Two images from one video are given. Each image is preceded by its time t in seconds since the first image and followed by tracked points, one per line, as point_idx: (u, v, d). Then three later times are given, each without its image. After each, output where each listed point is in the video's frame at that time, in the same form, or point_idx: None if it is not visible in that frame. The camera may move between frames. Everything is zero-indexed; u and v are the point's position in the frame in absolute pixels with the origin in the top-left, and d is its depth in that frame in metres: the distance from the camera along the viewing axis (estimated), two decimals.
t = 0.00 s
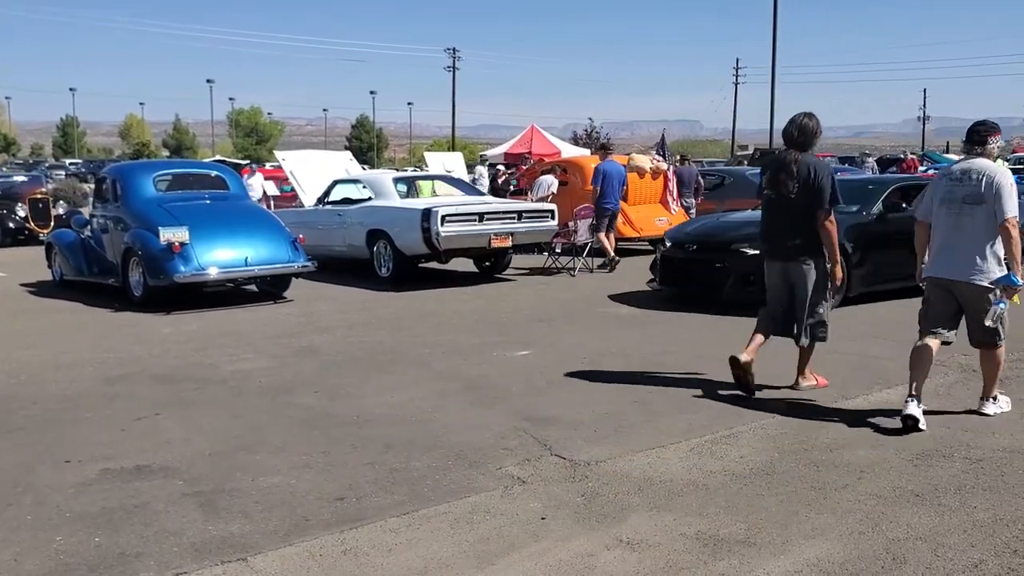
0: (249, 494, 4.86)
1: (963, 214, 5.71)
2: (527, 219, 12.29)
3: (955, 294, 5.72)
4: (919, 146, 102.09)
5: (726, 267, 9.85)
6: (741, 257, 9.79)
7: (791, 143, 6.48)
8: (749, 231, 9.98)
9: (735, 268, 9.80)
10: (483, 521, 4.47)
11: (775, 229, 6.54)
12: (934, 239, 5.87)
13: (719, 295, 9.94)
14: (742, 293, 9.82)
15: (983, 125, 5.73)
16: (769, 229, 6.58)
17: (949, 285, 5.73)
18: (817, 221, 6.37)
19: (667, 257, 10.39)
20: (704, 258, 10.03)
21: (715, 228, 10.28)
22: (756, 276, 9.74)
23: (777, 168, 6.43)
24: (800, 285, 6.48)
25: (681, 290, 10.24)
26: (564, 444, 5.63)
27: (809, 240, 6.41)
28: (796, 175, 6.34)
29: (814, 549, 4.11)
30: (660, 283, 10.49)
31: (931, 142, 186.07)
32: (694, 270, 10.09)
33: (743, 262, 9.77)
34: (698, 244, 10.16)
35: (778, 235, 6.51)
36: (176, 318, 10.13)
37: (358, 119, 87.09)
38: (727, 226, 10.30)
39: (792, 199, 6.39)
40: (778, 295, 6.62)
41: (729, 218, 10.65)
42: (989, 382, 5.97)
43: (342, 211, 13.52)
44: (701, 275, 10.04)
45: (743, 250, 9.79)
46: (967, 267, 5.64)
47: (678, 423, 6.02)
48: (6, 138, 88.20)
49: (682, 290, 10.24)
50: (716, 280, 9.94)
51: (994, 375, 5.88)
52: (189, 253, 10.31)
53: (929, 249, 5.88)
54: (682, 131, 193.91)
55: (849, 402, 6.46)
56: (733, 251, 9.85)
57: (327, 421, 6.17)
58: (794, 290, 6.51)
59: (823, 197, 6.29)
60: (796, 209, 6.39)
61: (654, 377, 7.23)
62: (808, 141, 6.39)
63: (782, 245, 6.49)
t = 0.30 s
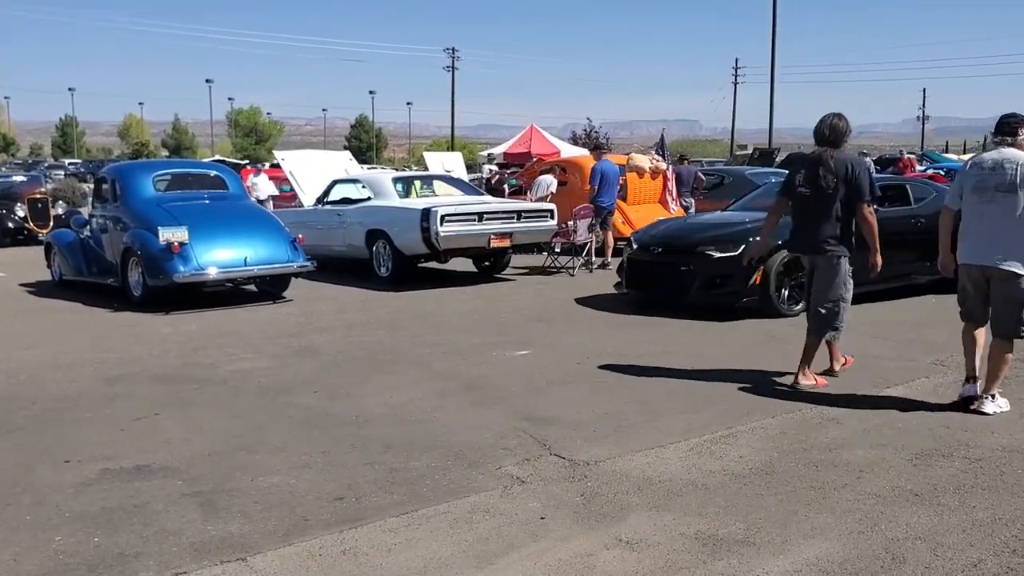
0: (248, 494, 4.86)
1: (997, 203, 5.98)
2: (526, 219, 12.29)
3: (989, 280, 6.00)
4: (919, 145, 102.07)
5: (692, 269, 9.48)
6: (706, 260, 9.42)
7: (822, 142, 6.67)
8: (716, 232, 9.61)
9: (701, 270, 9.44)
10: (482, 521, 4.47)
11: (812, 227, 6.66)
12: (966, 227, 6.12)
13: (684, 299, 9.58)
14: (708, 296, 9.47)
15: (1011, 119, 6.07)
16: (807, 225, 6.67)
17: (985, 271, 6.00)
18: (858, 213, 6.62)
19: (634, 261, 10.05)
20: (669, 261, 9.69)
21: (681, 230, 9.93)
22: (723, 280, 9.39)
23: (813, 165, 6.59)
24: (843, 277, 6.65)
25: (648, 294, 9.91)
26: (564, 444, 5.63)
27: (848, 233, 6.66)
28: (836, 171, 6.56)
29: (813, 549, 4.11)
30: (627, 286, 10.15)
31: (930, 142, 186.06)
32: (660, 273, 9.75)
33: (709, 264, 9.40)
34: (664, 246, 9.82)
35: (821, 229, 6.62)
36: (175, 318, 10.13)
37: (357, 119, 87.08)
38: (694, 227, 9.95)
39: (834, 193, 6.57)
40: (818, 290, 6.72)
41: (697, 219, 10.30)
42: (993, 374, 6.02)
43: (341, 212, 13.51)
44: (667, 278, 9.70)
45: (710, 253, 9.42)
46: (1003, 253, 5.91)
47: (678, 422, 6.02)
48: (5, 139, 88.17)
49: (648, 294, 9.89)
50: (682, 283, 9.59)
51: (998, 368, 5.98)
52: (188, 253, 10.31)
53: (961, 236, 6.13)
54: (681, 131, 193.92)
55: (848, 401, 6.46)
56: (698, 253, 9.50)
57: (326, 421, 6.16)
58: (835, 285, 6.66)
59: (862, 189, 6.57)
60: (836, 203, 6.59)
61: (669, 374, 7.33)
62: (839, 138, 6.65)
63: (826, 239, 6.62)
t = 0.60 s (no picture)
0: (248, 494, 4.86)
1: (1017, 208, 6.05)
2: (525, 219, 12.28)
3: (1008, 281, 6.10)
4: (917, 146, 102.02)
5: (657, 272, 9.23)
6: (671, 263, 9.15)
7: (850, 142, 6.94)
8: (682, 235, 9.35)
9: (665, 274, 9.19)
10: (482, 521, 4.47)
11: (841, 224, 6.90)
12: (988, 230, 6.21)
13: (648, 302, 9.34)
14: (672, 300, 9.22)
15: None
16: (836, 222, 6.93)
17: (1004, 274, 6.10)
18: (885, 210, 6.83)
19: (600, 264, 9.83)
20: (633, 264, 9.44)
21: (647, 233, 9.67)
22: (687, 283, 9.13)
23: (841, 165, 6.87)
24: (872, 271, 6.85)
25: (613, 298, 9.69)
26: (563, 444, 5.63)
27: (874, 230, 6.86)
28: (861, 169, 6.81)
29: (812, 549, 4.11)
30: (594, 289, 9.93)
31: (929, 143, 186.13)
32: (624, 276, 9.52)
33: (673, 268, 9.14)
34: (629, 249, 9.57)
35: (850, 226, 6.84)
36: (174, 318, 10.12)
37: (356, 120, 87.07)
38: (660, 230, 9.68)
39: (862, 190, 6.83)
40: (848, 284, 6.94)
41: (667, 221, 10.03)
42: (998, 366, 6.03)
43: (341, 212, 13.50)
44: (632, 282, 9.46)
45: (674, 256, 9.15)
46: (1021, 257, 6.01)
47: (678, 422, 6.02)
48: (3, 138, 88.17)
49: (614, 297, 9.67)
50: (647, 286, 9.34)
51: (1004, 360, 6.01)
52: (188, 254, 10.31)
53: (983, 238, 6.24)
54: (680, 131, 193.97)
55: (848, 402, 6.45)
56: (662, 256, 9.24)
57: (327, 421, 6.16)
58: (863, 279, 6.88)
59: (887, 187, 6.79)
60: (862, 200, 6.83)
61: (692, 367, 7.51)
62: (867, 139, 6.88)
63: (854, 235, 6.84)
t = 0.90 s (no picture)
0: (247, 493, 4.85)
1: None
2: (525, 219, 12.28)
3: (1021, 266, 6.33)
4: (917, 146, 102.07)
5: (620, 275, 8.97)
6: (634, 266, 8.91)
7: (878, 139, 7.13)
8: (646, 237, 9.12)
9: (628, 277, 8.93)
10: (481, 520, 4.47)
11: (863, 221, 7.11)
12: (1005, 217, 6.49)
13: (611, 307, 9.08)
14: (635, 304, 8.96)
15: None
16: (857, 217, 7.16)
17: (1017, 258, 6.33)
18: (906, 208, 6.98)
19: (564, 267, 9.56)
20: (596, 267, 9.17)
21: (611, 235, 9.43)
22: (651, 287, 8.89)
23: (864, 164, 7.08)
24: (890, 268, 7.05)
25: (576, 302, 9.44)
26: (562, 444, 5.63)
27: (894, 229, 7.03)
28: (882, 169, 6.99)
29: (812, 548, 4.11)
30: (557, 294, 9.66)
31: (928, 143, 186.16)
32: (587, 280, 9.27)
33: (636, 271, 8.89)
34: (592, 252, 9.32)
35: (870, 223, 7.07)
36: (174, 317, 10.12)
37: (356, 119, 87.09)
38: (625, 233, 9.45)
39: (882, 188, 7.01)
40: (868, 279, 7.15)
41: (632, 223, 9.79)
42: None
43: (340, 211, 13.48)
44: (594, 285, 9.20)
45: (637, 259, 8.91)
46: None
47: (677, 423, 6.02)
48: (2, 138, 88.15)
49: (577, 301, 9.40)
50: (609, 290, 9.09)
51: None
52: (187, 253, 10.31)
53: (999, 225, 6.50)
54: (680, 131, 193.98)
55: (847, 402, 6.45)
56: (625, 260, 8.99)
57: (326, 421, 6.16)
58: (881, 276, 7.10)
59: (907, 187, 6.91)
60: (883, 199, 7.01)
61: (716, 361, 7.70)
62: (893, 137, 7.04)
63: (874, 231, 7.07)
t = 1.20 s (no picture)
0: (247, 493, 4.86)
1: None
2: (525, 218, 12.28)
3: None
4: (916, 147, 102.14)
5: (583, 278, 8.75)
6: (597, 269, 8.68)
7: (913, 142, 7.37)
8: (610, 239, 8.89)
9: (590, 280, 8.72)
10: (481, 520, 4.47)
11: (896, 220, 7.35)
12: None
13: (574, 310, 8.86)
14: (597, 309, 8.74)
15: None
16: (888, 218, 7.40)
17: None
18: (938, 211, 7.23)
19: (528, 270, 9.33)
20: (559, 270, 8.95)
21: (575, 237, 9.21)
22: (614, 290, 8.66)
23: (899, 164, 7.30)
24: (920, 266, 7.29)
25: (539, 306, 9.20)
26: (562, 443, 5.62)
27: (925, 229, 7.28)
28: (917, 171, 7.22)
29: (812, 548, 4.12)
30: (522, 297, 9.44)
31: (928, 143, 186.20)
32: (550, 284, 9.04)
33: (599, 274, 8.67)
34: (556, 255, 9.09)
35: (903, 222, 7.30)
36: (173, 317, 10.12)
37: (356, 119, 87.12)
38: (591, 234, 9.22)
39: (915, 190, 7.25)
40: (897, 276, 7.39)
41: (599, 224, 9.57)
42: None
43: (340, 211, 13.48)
44: (557, 288, 8.99)
45: (601, 262, 8.68)
46: None
47: (677, 423, 6.01)
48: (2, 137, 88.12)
49: (540, 305, 9.18)
50: (573, 294, 8.87)
51: None
52: (187, 253, 10.31)
53: None
54: (680, 131, 194.00)
55: (847, 402, 6.45)
56: (589, 263, 8.77)
57: (325, 420, 6.16)
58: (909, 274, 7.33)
59: (940, 189, 7.16)
60: (916, 200, 7.25)
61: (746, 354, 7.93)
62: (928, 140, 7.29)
63: (906, 230, 7.30)
